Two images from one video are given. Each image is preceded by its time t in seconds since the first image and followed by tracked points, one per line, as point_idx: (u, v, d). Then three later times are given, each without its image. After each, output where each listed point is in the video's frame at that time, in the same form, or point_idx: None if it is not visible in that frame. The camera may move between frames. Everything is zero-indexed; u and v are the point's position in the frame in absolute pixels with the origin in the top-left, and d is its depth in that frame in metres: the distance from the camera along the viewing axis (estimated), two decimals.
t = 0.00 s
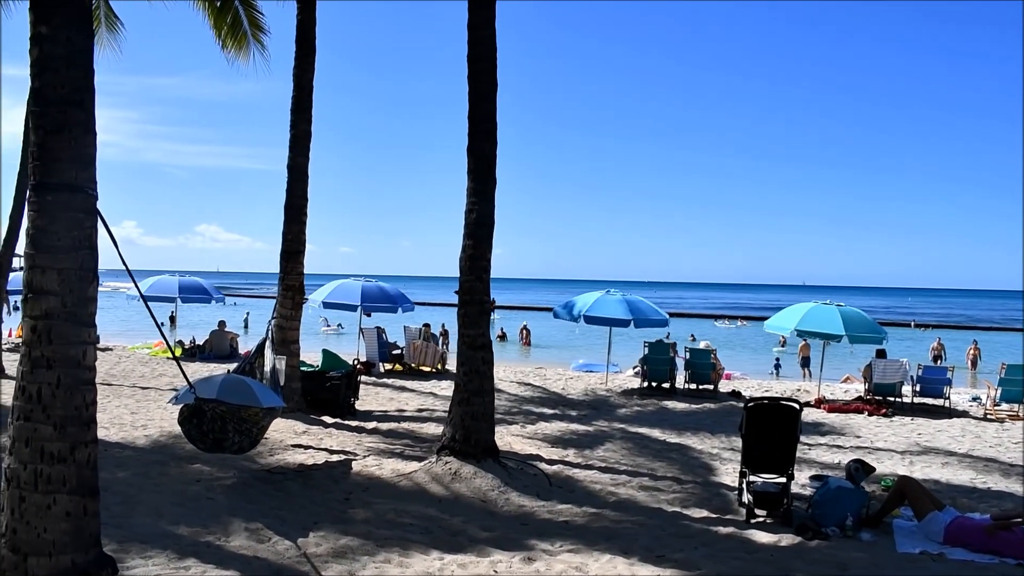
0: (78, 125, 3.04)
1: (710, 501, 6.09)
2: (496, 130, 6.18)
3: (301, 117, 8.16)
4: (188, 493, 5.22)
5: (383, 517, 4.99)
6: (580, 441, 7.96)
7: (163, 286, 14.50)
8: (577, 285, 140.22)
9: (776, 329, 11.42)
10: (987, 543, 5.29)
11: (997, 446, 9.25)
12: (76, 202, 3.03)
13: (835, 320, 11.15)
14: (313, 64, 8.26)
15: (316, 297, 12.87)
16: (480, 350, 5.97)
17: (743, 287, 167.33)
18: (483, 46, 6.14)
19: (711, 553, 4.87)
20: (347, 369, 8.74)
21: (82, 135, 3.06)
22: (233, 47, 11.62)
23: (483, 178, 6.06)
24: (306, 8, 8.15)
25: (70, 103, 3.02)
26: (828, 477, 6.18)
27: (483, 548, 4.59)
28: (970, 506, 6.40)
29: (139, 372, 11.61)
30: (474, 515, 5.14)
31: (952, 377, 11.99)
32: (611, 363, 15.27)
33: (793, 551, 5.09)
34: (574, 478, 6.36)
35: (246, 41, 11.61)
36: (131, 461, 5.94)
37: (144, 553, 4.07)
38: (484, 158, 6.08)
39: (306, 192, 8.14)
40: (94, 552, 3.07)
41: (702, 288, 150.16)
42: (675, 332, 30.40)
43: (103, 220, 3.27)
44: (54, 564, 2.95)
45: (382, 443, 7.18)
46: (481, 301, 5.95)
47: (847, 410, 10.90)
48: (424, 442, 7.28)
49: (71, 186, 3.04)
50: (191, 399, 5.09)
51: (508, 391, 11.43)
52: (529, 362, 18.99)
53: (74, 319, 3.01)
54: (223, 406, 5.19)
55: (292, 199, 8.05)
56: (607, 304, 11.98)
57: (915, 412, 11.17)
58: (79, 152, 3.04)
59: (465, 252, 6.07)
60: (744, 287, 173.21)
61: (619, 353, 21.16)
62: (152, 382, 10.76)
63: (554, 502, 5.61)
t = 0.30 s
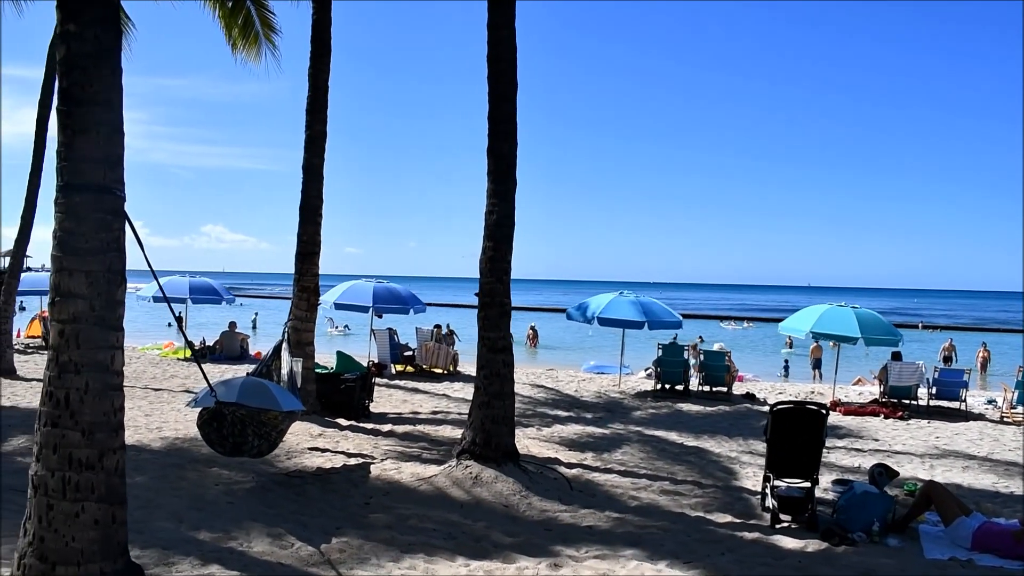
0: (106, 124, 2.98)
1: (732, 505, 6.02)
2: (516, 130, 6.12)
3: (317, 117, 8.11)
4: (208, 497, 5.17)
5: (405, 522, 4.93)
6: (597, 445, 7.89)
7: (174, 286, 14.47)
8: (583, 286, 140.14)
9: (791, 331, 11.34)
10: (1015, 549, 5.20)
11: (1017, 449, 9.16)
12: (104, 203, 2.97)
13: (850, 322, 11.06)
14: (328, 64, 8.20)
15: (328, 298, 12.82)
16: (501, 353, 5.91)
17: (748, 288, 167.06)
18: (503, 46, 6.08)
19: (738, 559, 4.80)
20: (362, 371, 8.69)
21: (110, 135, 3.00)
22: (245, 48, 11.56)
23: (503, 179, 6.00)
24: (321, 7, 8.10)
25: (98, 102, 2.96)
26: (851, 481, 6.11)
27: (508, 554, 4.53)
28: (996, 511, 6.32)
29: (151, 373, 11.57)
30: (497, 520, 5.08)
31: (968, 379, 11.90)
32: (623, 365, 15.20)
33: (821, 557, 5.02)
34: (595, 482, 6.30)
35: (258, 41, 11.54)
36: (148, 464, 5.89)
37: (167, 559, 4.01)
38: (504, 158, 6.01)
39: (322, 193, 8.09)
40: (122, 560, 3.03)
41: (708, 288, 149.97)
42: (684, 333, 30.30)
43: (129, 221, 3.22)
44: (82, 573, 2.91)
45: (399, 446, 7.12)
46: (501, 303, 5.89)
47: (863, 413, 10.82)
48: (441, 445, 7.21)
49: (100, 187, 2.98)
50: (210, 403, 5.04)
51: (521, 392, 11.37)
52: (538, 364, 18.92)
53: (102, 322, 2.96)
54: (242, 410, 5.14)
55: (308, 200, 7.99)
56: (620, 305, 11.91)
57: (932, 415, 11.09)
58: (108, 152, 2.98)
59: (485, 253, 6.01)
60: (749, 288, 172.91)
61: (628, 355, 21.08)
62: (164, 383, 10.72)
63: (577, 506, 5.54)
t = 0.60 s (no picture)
0: (134, 129, 2.94)
1: (753, 510, 5.97)
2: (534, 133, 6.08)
3: (330, 120, 8.07)
4: (227, 503, 5.14)
5: (426, 528, 4.89)
6: (612, 448, 7.85)
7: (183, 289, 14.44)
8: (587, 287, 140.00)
9: (804, 333, 11.29)
10: None
11: None
12: (134, 209, 2.94)
13: (864, 324, 11.00)
14: (341, 66, 8.17)
15: (338, 300, 12.79)
16: (519, 357, 5.87)
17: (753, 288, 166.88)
18: (521, 48, 6.04)
19: (763, 565, 4.75)
20: (375, 375, 8.65)
21: (139, 139, 2.96)
22: (255, 50, 11.51)
23: (521, 183, 5.96)
24: (334, 9, 8.07)
25: (126, 106, 2.92)
26: (872, 485, 6.05)
27: (532, 560, 4.49)
28: (1018, 516, 6.27)
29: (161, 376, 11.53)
30: (519, 526, 5.04)
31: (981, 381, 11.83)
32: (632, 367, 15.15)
33: (846, 563, 4.98)
34: (613, 487, 6.25)
35: (267, 43, 11.48)
36: (165, 469, 5.86)
37: (190, 566, 3.98)
38: (522, 161, 5.97)
39: (335, 196, 8.06)
40: (150, 570, 3.00)
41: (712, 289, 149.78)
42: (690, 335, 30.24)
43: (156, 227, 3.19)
44: None
45: (415, 450, 7.08)
46: (520, 307, 5.85)
47: (877, 415, 10.76)
48: (457, 449, 7.17)
49: (129, 193, 2.95)
50: (230, 408, 5.02)
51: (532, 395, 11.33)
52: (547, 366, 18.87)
53: (131, 330, 2.92)
54: (262, 414, 5.11)
55: (321, 203, 7.96)
56: (632, 308, 11.86)
57: (945, 417, 11.02)
58: (137, 157, 2.95)
59: (503, 257, 5.97)
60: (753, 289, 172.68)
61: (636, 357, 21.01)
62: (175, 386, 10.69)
63: (597, 512, 5.50)
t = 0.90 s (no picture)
0: (164, 134, 2.93)
1: (778, 513, 5.92)
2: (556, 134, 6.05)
3: (349, 122, 8.07)
4: (251, 507, 5.14)
5: (452, 533, 4.87)
6: (634, 451, 7.81)
7: (202, 292, 14.48)
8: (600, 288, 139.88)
9: (824, 335, 11.21)
10: None
11: None
12: (165, 214, 2.92)
13: (885, 326, 10.92)
14: (360, 69, 8.16)
15: (355, 303, 12.79)
16: (542, 360, 5.85)
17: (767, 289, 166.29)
18: (543, 50, 6.01)
19: (792, 570, 4.71)
20: (395, 377, 8.64)
21: (169, 144, 2.95)
22: (271, 53, 11.51)
23: (544, 185, 5.93)
24: (353, 12, 8.06)
25: (156, 112, 2.91)
26: (899, 489, 5.99)
27: (558, 565, 4.46)
28: None
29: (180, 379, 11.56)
30: (545, 530, 5.02)
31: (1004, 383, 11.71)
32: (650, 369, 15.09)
33: (875, 567, 4.93)
34: (637, 490, 6.22)
35: (284, 46, 11.48)
36: (188, 472, 5.87)
37: (217, 571, 3.97)
38: (544, 163, 5.94)
39: (355, 198, 8.05)
40: None
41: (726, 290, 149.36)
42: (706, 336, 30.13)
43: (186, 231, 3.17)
44: None
45: (436, 453, 7.06)
46: (543, 310, 5.81)
47: (899, 417, 10.67)
48: (478, 452, 7.15)
49: (160, 198, 2.94)
50: (255, 411, 5.01)
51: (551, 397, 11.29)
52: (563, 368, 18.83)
53: (163, 336, 2.91)
54: (287, 418, 5.10)
55: (341, 206, 7.96)
56: (650, 310, 11.81)
57: (968, 420, 10.92)
58: (167, 162, 2.94)
59: (526, 259, 5.95)
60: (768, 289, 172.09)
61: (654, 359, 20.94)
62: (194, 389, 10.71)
63: (622, 516, 5.47)
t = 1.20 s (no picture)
0: (208, 137, 2.94)
1: (820, 518, 5.83)
2: (593, 135, 6.01)
3: (386, 124, 8.09)
4: (291, 508, 5.18)
5: (490, 535, 4.86)
6: (672, 454, 7.75)
7: (240, 293, 14.63)
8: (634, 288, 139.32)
9: (865, 337, 11.05)
10: None
11: None
12: (208, 218, 2.94)
13: (927, 328, 10.74)
14: (396, 70, 8.18)
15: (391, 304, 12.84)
16: (580, 362, 5.82)
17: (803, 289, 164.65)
18: (580, 50, 5.97)
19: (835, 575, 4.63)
20: (431, 378, 8.65)
21: (212, 147, 2.96)
22: (308, 55, 11.58)
23: (581, 186, 5.90)
24: (390, 14, 8.09)
25: (199, 115, 2.92)
26: (945, 494, 5.86)
27: (598, 568, 4.43)
28: None
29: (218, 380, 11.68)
30: (583, 533, 4.99)
31: None
32: (686, 371, 14.98)
33: (920, 573, 4.84)
34: (676, 493, 6.17)
35: (320, 48, 11.54)
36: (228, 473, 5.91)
37: (258, 572, 3.99)
38: (581, 164, 5.91)
39: (391, 200, 8.07)
40: None
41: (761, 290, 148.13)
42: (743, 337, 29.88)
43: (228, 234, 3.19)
44: None
45: (473, 455, 7.05)
46: (581, 311, 5.78)
47: (942, 421, 10.49)
48: (515, 454, 7.13)
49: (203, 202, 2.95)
50: (294, 412, 5.04)
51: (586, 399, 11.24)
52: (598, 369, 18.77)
53: (206, 338, 2.92)
54: (325, 420, 5.13)
55: (378, 207, 7.99)
56: (687, 311, 11.72)
57: (1013, 423, 10.70)
58: (211, 165, 2.95)
59: (563, 261, 5.93)
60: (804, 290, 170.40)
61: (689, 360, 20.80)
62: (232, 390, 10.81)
63: (661, 519, 5.42)
